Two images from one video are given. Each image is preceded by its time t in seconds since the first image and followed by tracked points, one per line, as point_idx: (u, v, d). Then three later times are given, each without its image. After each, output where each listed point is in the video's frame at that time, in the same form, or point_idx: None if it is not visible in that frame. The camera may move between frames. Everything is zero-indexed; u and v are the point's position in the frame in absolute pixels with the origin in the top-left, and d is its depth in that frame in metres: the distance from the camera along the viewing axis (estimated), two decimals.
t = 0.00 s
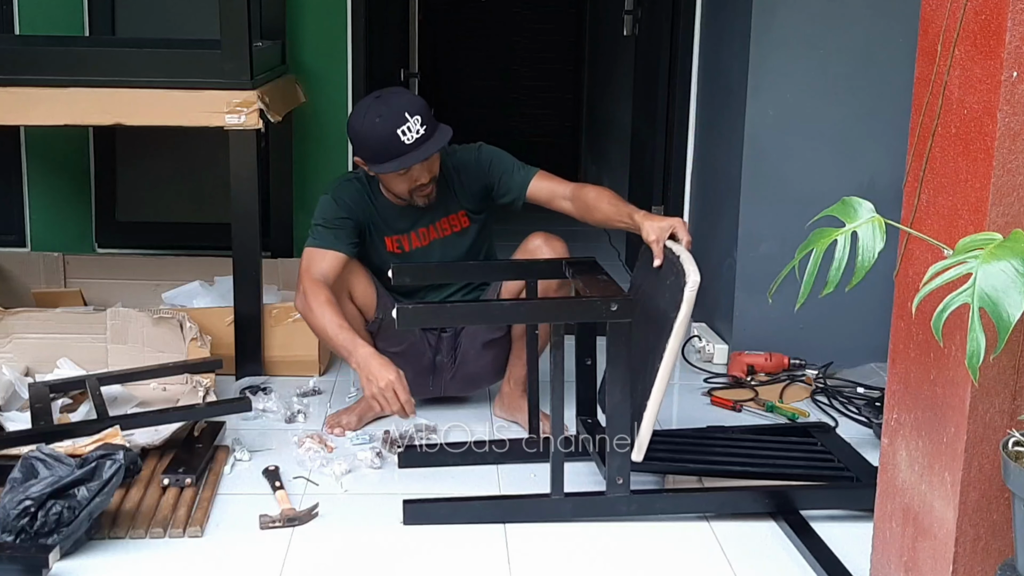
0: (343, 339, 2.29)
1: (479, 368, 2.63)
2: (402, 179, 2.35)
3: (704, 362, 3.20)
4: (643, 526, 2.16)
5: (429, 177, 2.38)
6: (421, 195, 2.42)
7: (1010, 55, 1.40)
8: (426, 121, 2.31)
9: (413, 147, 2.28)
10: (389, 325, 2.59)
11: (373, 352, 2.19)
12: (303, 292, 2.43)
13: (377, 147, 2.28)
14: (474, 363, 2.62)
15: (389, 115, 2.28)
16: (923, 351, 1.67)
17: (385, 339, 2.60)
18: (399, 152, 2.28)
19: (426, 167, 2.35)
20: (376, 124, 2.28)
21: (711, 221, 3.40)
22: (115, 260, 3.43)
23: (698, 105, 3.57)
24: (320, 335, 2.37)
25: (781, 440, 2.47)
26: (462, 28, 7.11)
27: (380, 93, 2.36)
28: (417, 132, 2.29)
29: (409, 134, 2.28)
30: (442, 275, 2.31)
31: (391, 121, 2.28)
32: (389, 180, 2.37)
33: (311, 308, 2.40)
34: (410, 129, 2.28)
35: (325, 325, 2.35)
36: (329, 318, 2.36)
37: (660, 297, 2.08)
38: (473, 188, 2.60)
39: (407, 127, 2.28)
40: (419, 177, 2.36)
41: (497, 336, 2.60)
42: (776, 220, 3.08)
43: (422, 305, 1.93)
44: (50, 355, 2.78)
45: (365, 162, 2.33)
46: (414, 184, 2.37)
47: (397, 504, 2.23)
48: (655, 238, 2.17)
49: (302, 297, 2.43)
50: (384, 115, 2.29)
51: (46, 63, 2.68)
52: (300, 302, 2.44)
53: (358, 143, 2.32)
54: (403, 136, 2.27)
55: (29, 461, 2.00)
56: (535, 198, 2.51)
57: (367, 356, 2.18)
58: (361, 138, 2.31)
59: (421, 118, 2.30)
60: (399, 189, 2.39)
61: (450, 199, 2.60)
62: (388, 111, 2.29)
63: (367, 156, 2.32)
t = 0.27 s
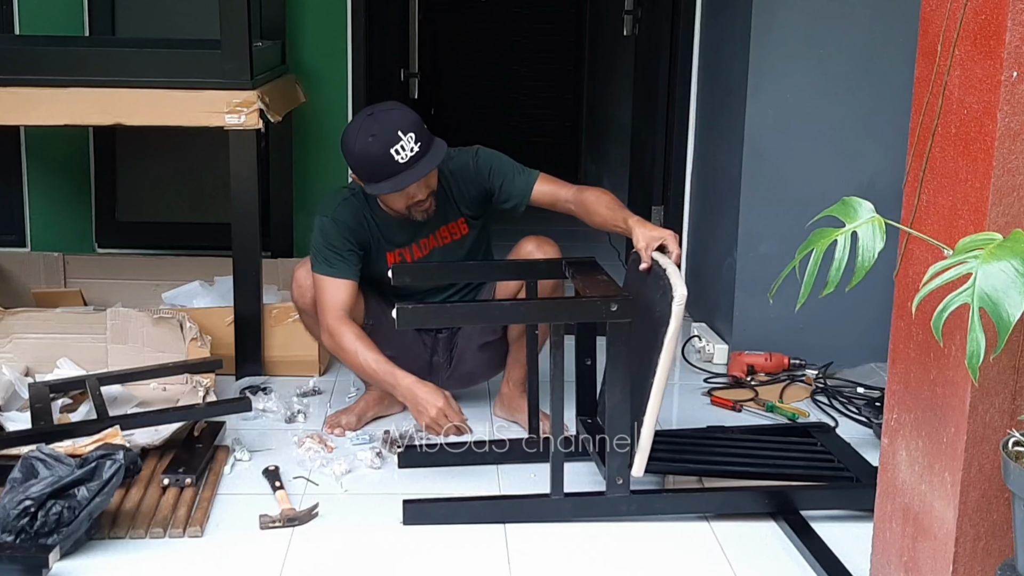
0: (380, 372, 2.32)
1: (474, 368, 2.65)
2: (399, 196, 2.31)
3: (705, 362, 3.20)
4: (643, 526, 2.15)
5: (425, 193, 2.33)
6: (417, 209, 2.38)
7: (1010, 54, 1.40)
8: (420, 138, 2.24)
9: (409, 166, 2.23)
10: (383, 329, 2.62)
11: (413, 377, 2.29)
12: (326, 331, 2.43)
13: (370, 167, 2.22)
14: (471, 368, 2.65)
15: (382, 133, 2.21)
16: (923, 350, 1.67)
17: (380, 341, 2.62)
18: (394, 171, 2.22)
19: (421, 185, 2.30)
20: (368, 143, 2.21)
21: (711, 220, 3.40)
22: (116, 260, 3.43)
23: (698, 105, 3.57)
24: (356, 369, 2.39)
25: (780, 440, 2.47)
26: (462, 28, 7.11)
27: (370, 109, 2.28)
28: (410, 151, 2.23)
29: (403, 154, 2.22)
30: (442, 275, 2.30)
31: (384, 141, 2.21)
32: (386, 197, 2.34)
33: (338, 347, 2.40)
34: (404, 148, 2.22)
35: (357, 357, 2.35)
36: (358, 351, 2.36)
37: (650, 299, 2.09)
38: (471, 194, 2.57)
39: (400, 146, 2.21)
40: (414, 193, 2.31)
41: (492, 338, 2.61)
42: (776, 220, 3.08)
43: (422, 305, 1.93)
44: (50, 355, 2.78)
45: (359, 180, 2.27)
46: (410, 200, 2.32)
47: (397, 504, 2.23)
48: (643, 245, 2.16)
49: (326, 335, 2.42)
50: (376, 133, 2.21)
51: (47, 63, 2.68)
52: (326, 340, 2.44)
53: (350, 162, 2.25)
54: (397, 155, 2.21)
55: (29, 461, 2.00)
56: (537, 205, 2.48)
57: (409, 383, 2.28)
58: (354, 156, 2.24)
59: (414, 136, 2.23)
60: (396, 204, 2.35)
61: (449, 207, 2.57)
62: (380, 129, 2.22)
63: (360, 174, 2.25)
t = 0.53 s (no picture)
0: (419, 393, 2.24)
1: (471, 371, 2.68)
2: (400, 213, 2.21)
3: (705, 362, 3.20)
4: (643, 526, 2.15)
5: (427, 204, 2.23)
6: (421, 222, 2.28)
7: (1010, 55, 1.40)
8: (416, 152, 2.18)
9: (409, 181, 2.17)
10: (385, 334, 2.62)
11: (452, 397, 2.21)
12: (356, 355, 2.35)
13: (368, 186, 2.17)
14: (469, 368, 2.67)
15: (377, 151, 2.15)
16: (923, 350, 1.67)
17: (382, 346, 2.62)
18: (393, 189, 2.17)
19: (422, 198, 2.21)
20: (364, 162, 2.16)
21: (711, 221, 3.40)
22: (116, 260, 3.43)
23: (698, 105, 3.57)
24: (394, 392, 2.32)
25: (780, 440, 2.47)
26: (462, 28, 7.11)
27: (363, 126, 2.22)
28: (408, 165, 2.17)
29: (401, 170, 2.16)
30: (443, 275, 2.29)
31: (380, 159, 2.15)
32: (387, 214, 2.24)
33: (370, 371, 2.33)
34: (401, 164, 2.16)
35: (391, 381, 2.27)
36: (392, 374, 2.28)
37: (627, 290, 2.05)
38: (473, 199, 2.54)
39: (397, 163, 2.15)
40: (417, 207, 2.22)
41: (490, 341, 2.62)
42: (776, 220, 3.08)
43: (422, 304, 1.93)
44: (50, 355, 2.78)
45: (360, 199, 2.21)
46: (412, 215, 2.23)
47: (397, 504, 2.23)
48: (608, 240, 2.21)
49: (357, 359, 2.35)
50: (372, 151, 2.16)
51: (47, 63, 2.68)
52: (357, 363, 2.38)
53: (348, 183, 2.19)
54: (395, 172, 2.15)
55: (29, 461, 2.00)
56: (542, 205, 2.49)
57: (448, 402, 2.20)
58: (352, 177, 2.18)
59: (410, 150, 2.17)
60: (397, 221, 2.26)
61: (452, 214, 2.53)
62: (376, 147, 2.16)
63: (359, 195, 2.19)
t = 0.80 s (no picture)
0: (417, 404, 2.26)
1: (473, 369, 2.68)
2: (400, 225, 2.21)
3: (705, 362, 3.20)
4: (643, 526, 2.15)
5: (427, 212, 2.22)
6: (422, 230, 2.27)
7: (1010, 55, 1.40)
8: (410, 164, 2.18)
9: (406, 193, 2.17)
10: (387, 337, 2.61)
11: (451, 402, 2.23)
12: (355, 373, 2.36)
13: (365, 201, 2.16)
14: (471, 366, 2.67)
15: (371, 166, 2.15)
16: (923, 350, 1.67)
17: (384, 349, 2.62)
18: (391, 202, 2.17)
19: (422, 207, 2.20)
20: (358, 178, 2.15)
21: (711, 221, 3.40)
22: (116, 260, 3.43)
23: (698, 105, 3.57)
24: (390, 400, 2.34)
25: (780, 440, 2.47)
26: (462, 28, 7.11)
27: (354, 141, 2.21)
28: (403, 177, 2.16)
29: (397, 182, 2.16)
30: (442, 275, 2.29)
31: (374, 173, 2.14)
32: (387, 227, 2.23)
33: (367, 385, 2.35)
34: (396, 176, 2.15)
35: (389, 392, 2.29)
36: (388, 384, 2.29)
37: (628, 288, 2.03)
38: (473, 204, 2.52)
39: (392, 176, 2.15)
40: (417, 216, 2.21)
41: (492, 341, 2.62)
42: (776, 220, 3.08)
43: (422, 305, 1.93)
44: (50, 355, 2.79)
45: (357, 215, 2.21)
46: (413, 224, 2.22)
47: (397, 504, 2.23)
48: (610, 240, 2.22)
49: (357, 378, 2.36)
50: (365, 166, 2.15)
51: (47, 63, 2.68)
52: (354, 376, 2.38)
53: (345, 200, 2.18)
54: (391, 185, 2.15)
55: (29, 461, 2.00)
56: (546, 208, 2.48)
57: (450, 406, 2.23)
58: (348, 194, 2.17)
59: (404, 162, 2.17)
60: (398, 233, 2.25)
61: (452, 221, 2.50)
62: (369, 162, 2.15)
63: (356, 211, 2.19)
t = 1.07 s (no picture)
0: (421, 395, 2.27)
1: (471, 370, 2.68)
2: (414, 225, 2.19)
3: (704, 362, 3.20)
4: (643, 526, 2.15)
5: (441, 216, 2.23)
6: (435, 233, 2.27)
7: (1010, 55, 1.40)
8: (428, 163, 2.17)
9: (423, 192, 2.16)
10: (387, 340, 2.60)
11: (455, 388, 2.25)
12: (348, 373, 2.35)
13: (381, 199, 2.15)
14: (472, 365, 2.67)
15: (389, 163, 2.14)
16: (923, 351, 1.67)
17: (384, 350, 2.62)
18: (409, 199, 2.15)
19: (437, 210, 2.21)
20: (376, 175, 2.14)
21: (711, 221, 3.40)
22: (116, 260, 3.43)
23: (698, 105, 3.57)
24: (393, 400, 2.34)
25: (780, 440, 2.47)
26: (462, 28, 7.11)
27: (371, 139, 2.20)
28: (420, 176, 2.15)
29: (414, 181, 2.15)
30: (443, 275, 2.29)
31: (392, 170, 2.13)
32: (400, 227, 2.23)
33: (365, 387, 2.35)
34: (413, 175, 2.15)
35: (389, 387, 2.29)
36: (388, 380, 2.30)
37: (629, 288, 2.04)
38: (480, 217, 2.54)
39: (410, 175, 2.14)
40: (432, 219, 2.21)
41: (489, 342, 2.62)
42: (776, 220, 3.08)
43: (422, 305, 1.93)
44: (50, 355, 2.78)
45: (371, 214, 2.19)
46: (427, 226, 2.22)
47: (397, 504, 2.23)
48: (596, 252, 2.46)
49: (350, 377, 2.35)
50: (383, 164, 2.14)
51: (47, 62, 2.68)
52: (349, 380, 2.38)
53: (361, 199, 2.16)
54: (410, 182, 2.14)
55: (29, 461, 2.00)
56: (552, 232, 2.57)
57: (453, 392, 2.24)
58: (364, 193, 2.15)
59: (422, 161, 2.16)
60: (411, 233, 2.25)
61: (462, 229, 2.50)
62: (386, 159, 2.14)
63: (373, 210, 2.17)
